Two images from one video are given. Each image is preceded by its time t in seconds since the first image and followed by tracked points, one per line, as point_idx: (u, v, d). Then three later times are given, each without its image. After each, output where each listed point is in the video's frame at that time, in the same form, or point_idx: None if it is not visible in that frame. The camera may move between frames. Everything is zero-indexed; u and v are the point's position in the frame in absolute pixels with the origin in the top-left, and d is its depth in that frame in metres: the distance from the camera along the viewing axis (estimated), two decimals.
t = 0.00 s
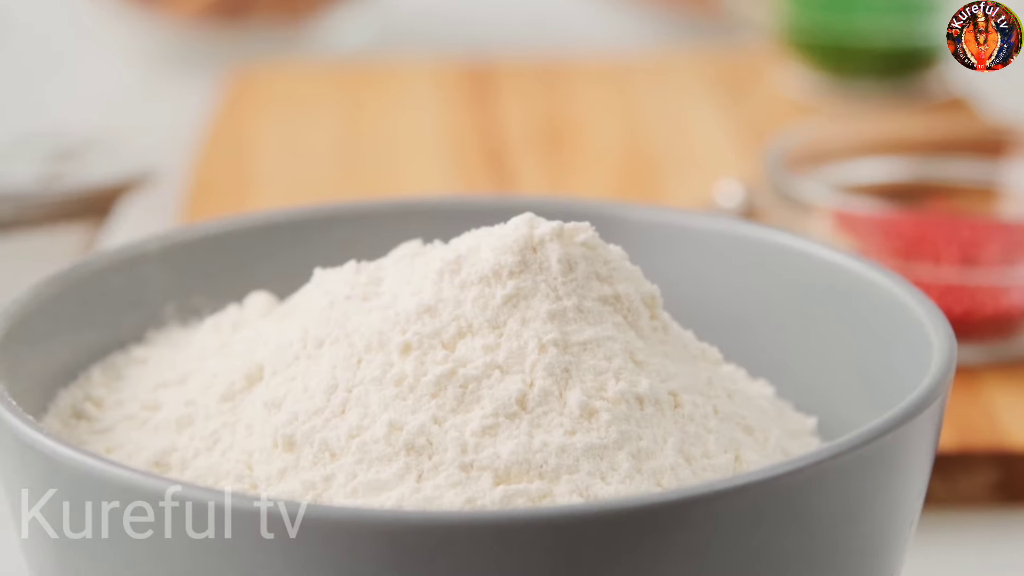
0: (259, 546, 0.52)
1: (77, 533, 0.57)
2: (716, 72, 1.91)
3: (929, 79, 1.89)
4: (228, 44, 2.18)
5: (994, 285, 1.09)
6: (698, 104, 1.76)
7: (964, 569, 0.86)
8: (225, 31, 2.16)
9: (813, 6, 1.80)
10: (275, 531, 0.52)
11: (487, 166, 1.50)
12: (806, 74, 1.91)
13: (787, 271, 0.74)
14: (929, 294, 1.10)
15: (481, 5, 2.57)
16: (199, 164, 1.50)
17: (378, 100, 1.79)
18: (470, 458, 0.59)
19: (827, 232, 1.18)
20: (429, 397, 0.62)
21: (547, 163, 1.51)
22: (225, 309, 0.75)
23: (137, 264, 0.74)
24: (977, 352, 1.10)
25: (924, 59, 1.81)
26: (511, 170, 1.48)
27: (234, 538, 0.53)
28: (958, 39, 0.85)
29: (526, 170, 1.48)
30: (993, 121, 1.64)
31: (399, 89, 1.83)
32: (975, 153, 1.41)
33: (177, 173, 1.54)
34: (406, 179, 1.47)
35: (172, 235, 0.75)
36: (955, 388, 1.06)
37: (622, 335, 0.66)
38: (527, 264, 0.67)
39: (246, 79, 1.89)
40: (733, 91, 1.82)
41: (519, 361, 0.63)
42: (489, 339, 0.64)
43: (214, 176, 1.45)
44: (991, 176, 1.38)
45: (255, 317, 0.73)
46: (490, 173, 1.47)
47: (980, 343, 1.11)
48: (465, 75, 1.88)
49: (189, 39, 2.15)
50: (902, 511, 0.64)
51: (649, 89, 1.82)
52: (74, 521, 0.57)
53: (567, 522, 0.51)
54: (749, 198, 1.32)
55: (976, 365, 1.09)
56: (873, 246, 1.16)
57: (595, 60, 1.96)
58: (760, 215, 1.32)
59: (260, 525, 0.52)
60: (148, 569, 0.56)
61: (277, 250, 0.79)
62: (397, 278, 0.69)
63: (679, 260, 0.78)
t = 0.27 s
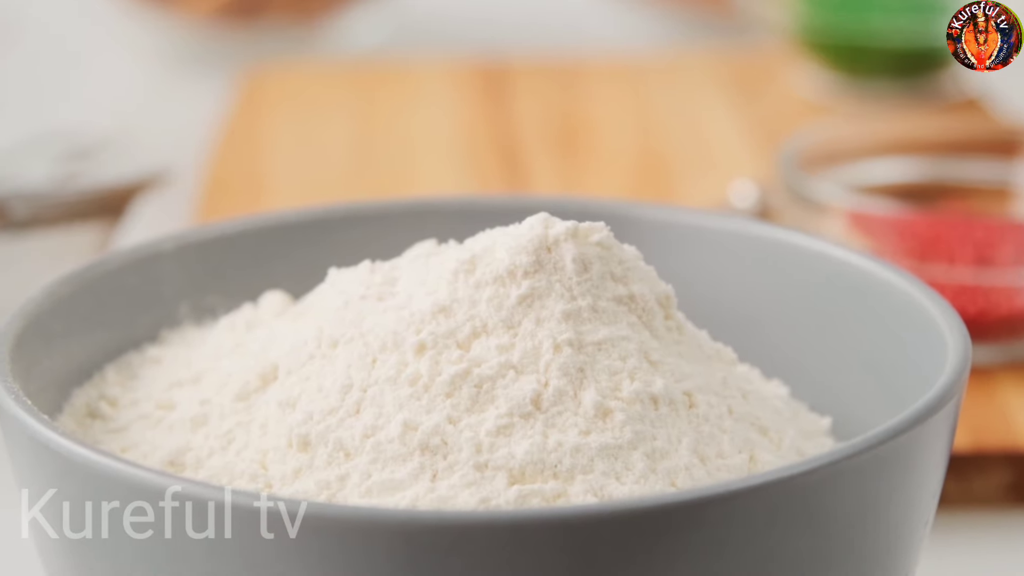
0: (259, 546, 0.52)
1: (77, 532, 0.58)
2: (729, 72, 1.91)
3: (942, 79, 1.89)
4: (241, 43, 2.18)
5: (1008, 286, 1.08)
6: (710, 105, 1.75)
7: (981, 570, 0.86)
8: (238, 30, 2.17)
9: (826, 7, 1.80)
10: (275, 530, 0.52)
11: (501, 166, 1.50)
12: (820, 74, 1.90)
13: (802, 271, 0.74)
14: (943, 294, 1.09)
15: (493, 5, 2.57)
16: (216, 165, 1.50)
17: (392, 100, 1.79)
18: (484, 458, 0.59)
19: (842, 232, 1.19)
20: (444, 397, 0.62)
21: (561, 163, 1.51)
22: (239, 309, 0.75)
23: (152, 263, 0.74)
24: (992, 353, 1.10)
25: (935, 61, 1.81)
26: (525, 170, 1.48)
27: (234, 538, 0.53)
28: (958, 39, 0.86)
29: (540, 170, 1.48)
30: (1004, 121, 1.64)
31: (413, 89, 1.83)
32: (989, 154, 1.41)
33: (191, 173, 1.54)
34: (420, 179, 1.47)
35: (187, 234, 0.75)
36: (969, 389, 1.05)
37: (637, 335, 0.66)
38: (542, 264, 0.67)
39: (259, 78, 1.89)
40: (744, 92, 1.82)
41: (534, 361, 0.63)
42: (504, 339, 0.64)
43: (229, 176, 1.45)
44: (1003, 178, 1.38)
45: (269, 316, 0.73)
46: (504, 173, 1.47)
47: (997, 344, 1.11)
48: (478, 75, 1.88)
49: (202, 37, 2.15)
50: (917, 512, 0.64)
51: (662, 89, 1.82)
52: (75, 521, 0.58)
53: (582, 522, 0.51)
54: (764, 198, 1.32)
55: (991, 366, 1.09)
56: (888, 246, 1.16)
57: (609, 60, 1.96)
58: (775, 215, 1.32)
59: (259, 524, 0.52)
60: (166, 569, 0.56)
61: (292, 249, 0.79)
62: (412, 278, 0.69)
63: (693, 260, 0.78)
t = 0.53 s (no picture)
0: (259, 546, 0.52)
1: (77, 533, 0.59)
2: (742, 71, 1.91)
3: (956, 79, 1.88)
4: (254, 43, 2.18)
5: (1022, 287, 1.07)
6: (722, 104, 1.75)
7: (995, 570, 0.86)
8: (251, 30, 2.17)
9: (840, 6, 1.79)
10: (275, 531, 0.52)
11: (514, 166, 1.50)
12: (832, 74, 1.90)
13: (815, 270, 0.74)
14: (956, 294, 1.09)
15: (504, 5, 2.57)
16: (229, 167, 1.50)
17: (405, 100, 1.79)
18: (498, 458, 0.59)
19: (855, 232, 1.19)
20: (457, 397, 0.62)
21: (574, 163, 1.51)
22: (253, 309, 0.75)
23: (166, 263, 0.74)
24: (1006, 353, 1.09)
25: (946, 60, 1.81)
26: (538, 171, 1.48)
27: (234, 538, 0.53)
28: (958, 39, 0.94)
29: (553, 170, 1.49)
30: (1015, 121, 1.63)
31: (427, 89, 1.83)
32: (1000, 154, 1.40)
33: (204, 173, 1.55)
34: (434, 179, 1.47)
35: (201, 234, 0.76)
36: (984, 389, 1.05)
37: (650, 335, 0.66)
38: (556, 264, 0.67)
39: (272, 78, 1.89)
40: (755, 91, 1.82)
41: (547, 362, 0.63)
42: (518, 339, 0.64)
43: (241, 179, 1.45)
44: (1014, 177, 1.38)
45: (283, 316, 0.73)
46: (517, 174, 1.48)
47: (1011, 345, 1.10)
48: (491, 75, 1.87)
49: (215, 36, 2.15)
50: (930, 512, 0.64)
51: (677, 88, 1.82)
52: (75, 521, 0.59)
53: (595, 522, 0.51)
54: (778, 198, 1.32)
55: (1006, 367, 1.09)
56: (902, 248, 1.15)
57: (622, 59, 1.96)
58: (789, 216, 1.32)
59: (259, 524, 0.52)
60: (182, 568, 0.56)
61: (305, 249, 0.79)
62: (425, 278, 0.69)
63: (706, 260, 0.78)
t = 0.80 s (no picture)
0: (259, 545, 0.53)
1: (77, 532, 0.61)
2: (757, 71, 1.90)
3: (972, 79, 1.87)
4: (269, 43, 2.19)
5: None
6: (736, 105, 1.75)
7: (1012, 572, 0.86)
8: (267, 31, 2.18)
9: (857, 5, 1.78)
10: (275, 531, 0.52)
11: (530, 167, 1.51)
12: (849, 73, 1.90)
13: (830, 271, 0.74)
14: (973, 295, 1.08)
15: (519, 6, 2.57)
16: (246, 166, 1.50)
17: (420, 100, 1.79)
18: (514, 457, 0.59)
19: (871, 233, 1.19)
20: (473, 396, 0.62)
21: (590, 163, 1.51)
22: (269, 308, 0.76)
23: (182, 262, 0.74)
24: None
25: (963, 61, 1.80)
26: (554, 171, 1.48)
27: (233, 538, 0.53)
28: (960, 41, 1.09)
29: (570, 170, 1.49)
30: None
31: (442, 89, 1.83)
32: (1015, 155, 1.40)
33: (220, 173, 1.56)
34: (450, 179, 1.48)
35: (217, 234, 0.76)
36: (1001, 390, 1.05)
37: (666, 335, 0.66)
38: (572, 264, 0.67)
39: (286, 78, 1.89)
40: (768, 91, 1.82)
41: (563, 361, 0.63)
42: (534, 339, 0.64)
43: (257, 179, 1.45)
44: None
45: (299, 316, 0.74)
46: (532, 174, 1.48)
47: None
48: (508, 75, 1.87)
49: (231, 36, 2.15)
50: (946, 513, 0.64)
51: (694, 88, 1.81)
52: (75, 521, 0.61)
53: (612, 521, 0.51)
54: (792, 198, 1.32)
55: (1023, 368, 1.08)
56: (918, 248, 1.16)
57: (637, 59, 1.96)
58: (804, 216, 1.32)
59: (258, 524, 0.52)
60: (200, 569, 0.56)
61: (320, 248, 0.79)
62: (442, 278, 0.70)
63: (722, 259, 0.78)
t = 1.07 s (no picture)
0: (258, 544, 0.53)
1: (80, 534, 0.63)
2: (773, 70, 1.90)
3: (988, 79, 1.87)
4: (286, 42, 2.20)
5: None
6: (749, 105, 1.75)
7: None
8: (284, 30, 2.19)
9: (873, 6, 1.76)
10: (275, 531, 0.52)
11: (545, 166, 1.51)
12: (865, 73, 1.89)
13: (847, 272, 0.74)
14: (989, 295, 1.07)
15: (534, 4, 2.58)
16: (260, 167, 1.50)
17: (436, 100, 1.80)
18: (530, 457, 0.59)
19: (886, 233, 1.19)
20: (489, 396, 0.62)
21: (606, 163, 1.51)
22: (286, 307, 0.76)
23: (198, 261, 0.74)
24: None
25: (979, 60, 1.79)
26: (569, 171, 1.48)
27: (233, 538, 0.54)
28: (959, 40, 1.06)
29: (585, 170, 1.49)
30: None
31: (458, 89, 1.83)
32: None
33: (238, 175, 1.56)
34: (465, 179, 1.48)
35: (233, 233, 0.76)
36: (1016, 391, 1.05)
37: (682, 335, 0.66)
38: (588, 264, 0.67)
39: (302, 76, 1.90)
40: (780, 91, 1.81)
41: (579, 361, 0.63)
42: (549, 339, 0.64)
43: (272, 179, 1.45)
44: None
45: (315, 316, 0.74)
46: (547, 173, 1.48)
47: None
48: (524, 75, 1.87)
49: (247, 37, 2.15)
50: (963, 514, 0.64)
51: (710, 88, 1.81)
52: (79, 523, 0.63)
53: (628, 522, 0.50)
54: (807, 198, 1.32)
55: None
56: (933, 248, 1.15)
57: (652, 58, 1.95)
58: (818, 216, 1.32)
59: (257, 524, 0.52)
60: (215, 570, 0.55)
61: (336, 247, 0.79)
62: (458, 277, 0.70)
63: (738, 259, 0.78)
